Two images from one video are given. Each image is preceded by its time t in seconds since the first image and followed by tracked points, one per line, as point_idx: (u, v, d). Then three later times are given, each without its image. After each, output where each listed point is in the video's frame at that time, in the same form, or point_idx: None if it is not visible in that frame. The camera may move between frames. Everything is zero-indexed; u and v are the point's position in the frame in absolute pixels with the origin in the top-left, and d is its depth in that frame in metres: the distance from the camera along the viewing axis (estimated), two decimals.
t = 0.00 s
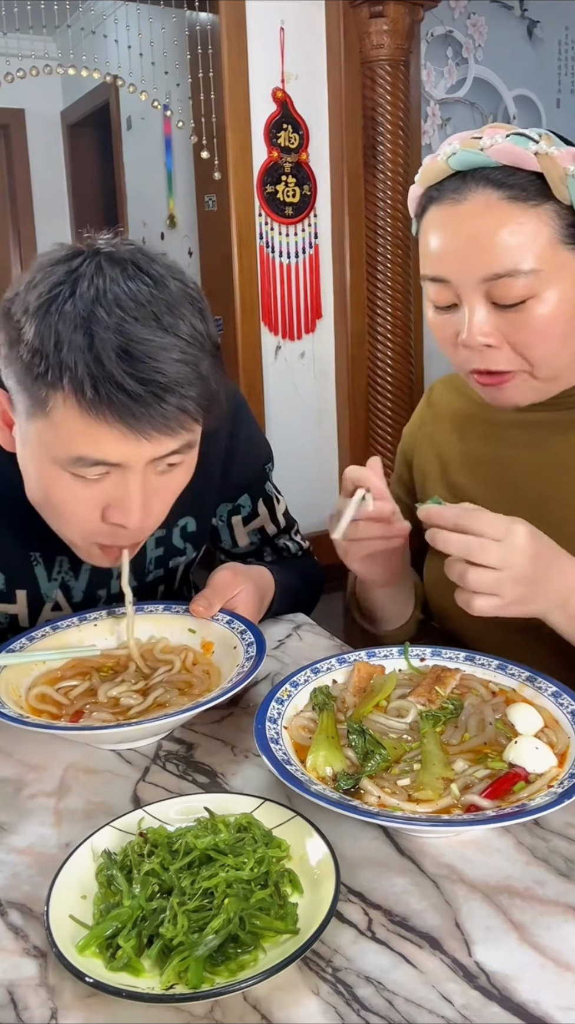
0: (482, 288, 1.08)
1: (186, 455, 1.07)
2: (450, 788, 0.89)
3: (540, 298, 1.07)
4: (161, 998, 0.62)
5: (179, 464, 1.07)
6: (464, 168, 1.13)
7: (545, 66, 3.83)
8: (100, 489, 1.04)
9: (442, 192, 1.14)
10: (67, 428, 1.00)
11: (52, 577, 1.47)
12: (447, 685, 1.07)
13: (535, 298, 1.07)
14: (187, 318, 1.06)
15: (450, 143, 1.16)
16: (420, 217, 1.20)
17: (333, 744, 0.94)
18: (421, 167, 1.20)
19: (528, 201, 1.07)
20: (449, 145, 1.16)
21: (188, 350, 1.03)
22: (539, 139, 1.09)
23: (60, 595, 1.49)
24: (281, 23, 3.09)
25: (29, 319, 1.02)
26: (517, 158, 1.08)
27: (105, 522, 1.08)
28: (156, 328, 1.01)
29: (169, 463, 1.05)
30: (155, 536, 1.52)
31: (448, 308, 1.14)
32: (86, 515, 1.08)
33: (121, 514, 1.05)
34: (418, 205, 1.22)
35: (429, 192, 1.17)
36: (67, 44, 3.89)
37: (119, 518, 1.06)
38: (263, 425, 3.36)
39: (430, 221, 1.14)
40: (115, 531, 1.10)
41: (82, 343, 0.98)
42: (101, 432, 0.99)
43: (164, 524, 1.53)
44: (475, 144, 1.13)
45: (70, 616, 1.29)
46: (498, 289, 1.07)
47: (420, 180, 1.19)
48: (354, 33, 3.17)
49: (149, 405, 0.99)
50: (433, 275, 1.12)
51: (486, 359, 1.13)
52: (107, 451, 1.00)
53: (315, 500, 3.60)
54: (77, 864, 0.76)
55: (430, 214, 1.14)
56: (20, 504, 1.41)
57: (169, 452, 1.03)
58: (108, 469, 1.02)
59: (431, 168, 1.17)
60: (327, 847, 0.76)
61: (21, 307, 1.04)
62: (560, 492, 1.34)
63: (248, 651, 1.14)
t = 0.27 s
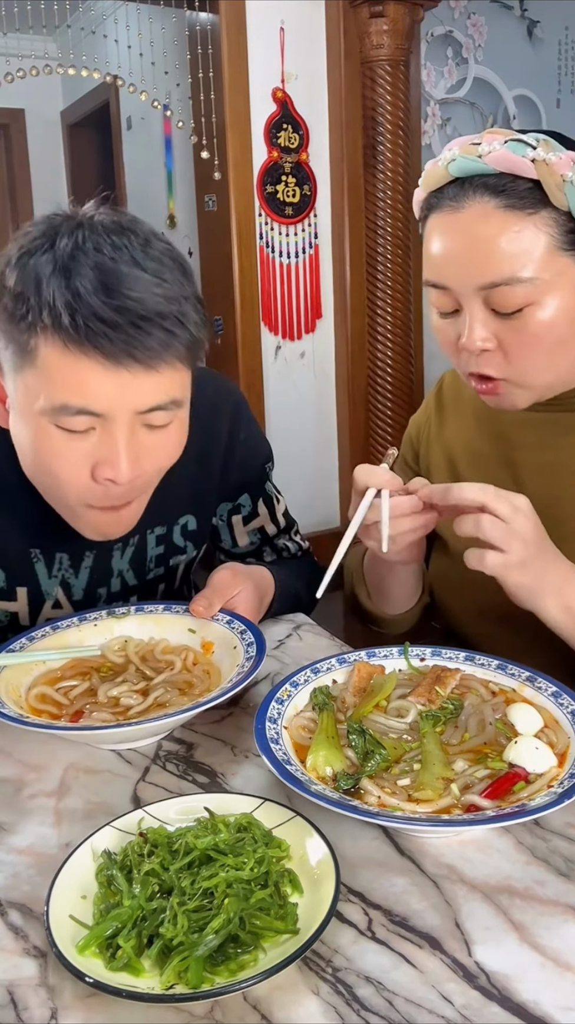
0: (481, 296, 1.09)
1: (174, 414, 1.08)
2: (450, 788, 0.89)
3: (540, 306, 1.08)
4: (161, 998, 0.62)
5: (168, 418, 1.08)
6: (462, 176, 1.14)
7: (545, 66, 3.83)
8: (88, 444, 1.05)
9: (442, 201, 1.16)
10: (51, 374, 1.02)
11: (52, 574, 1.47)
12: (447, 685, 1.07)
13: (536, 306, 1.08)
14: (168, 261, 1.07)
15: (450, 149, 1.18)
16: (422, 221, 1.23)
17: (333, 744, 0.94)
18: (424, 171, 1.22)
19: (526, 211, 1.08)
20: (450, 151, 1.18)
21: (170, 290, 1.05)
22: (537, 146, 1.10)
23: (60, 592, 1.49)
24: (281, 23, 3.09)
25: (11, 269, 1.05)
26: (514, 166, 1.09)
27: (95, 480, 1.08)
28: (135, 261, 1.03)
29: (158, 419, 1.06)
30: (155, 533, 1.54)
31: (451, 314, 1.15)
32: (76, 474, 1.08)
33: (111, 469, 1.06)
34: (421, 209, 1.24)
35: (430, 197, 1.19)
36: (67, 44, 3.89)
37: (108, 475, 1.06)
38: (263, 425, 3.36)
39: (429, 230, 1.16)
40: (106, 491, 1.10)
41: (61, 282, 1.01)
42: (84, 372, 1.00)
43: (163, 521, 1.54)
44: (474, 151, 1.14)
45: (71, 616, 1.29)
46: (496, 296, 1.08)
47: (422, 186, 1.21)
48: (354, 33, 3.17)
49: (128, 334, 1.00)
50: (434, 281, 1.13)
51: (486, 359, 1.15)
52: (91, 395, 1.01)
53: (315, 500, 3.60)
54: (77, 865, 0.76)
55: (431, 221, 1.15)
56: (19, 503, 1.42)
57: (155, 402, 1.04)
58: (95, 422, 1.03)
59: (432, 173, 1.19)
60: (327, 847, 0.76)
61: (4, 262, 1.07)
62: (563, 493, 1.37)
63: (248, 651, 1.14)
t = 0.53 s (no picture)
0: (495, 294, 1.08)
1: (151, 349, 1.19)
2: (450, 788, 0.89)
3: (555, 303, 1.07)
4: (161, 998, 0.62)
5: (145, 352, 1.18)
6: (477, 172, 1.13)
7: (545, 66, 3.83)
8: (69, 377, 1.15)
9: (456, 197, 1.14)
10: (29, 309, 1.13)
11: (51, 564, 1.48)
12: (447, 685, 1.07)
13: (550, 303, 1.07)
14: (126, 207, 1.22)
15: (464, 144, 1.17)
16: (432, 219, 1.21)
17: (333, 744, 0.94)
18: (435, 167, 1.20)
19: (542, 208, 1.07)
20: (462, 146, 1.16)
21: (129, 224, 1.19)
22: (554, 141, 1.08)
23: (59, 585, 1.49)
24: (281, 23, 3.09)
25: None
26: (529, 163, 1.08)
27: (79, 417, 1.17)
28: (96, 201, 1.19)
29: (134, 351, 1.17)
30: (152, 525, 1.55)
31: (461, 312, 1.15)
32: (61, 413, 1.17)
33: (92, 402, 1.15)
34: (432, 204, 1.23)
35: (442, 193, 1.18)
36: (67, 44, 3.89)
37: (89, 408, 1.16)
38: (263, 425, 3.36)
39: (441, 227, 1.15)
40: (89, 428, 1.19)
41: (30, 223, 1.15)
42: (58, 297, 1.12)
43: (160, 513, 1.55)
44: (488, 147, 1.12)
45: (70, 616, 1.29)
46: (512, 294, 1.07)
47: (433, 181, 1.20)
48: (354, 33, 3.17)
49: (94, 254, 1.13)
50: (445, 279, 1.13)
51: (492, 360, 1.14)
52: (67, 321, 1.12)
53: (315, 500, 3.60)
54: (77, 866, 0.76)
55: (444, 218, 1.14)
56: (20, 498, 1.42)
57: (129, 333, 1.15)
58: (74, 353, 1.13)
59: (445, 170, 1.17)
60: (327, 848, 0.76)
61: None
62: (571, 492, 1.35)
63: (248, 651, 1.14)
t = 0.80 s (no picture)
0: (521, 302, 1.02)
1: (139, 321, 1.19)
2: (450, 787, 0.89)
3: None
4: (161, 998, 0.62)
5: (134, 326, 1.18)
6: (498, 177, 1.07)
7: (546, 66, 3.83)
8: (58, 352, 1.15)
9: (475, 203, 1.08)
10: (16, 283, 1.14)
11: (49, 561, 1.48)
12: (447, 685, 1.07)
13: None
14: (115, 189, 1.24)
15: (482, 149, 1.10)
16: (451, 226, 1.14)
17: (333, 745, 0.94)
18: (452, 171, 1.13)
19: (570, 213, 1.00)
20: (481, 151, 1.10)
21: (114, 201, 1.21)
22: None
23: (57, 581, 1.49)
24: (281, 23, 3.09)
25: None
26: (553, 167, 1.02)
27: (67, 389, 1.17)
28: (80, 178, 1.22)
29: (122, 324, 1.17)
30: (149, 518, 1.55)
31: (484, 321, 1.08)
32: (49, 386, 1.17)
33: (80, 375, 1.15)
34: (449, 214, 1.16)
35: (461, 199, 1.11)
36: (67, 44, 3.89)
37: (78, 380, 1.15)
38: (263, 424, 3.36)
39: (460, 232, 1.08)
40: (80, 399, 1.19)
41: (16, 202, 1.18)
42: (42, 267, 1.13)
43: (156, 508, 1.56)
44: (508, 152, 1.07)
45: (70, 616, 1.29)
46: (540, 301, 1.00)
47: (449, 188, 1.13)
48: (354, 33, 3.17)
49: (76, 224, 1.15)
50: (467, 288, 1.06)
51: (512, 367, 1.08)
52: (53, 293, 1.13)
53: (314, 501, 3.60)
54: (77, 866, 0.76)
55: (464, 224, 1.07)
56: (20, 496, 1.44)
57: (115, 304, 1.15)
58: (62, 325, 1.13)
59: (462, 174, 1.11)
60: (327, 847, 0.76)
61: None
62: None
63: (248, 650, 1.14)
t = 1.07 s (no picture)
0: (550, 277, 1.00)
1: (138, 319, 1.19)
2: (450, 788, 0.89)
3: None
4: (161, 998, 0.62)
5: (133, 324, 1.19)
6: (541, 147, 1.04)
7: (546, 66, 3.83)
8: (57, 349, 1.15)
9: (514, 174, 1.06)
10: (14, 281, 1.14)
11: (48, 562, 1.48)
12: (447, 685, 1.07)
13: None
14: (115, 187, 1.24)
15: (527, 120, 1.08)
16: (487, 197, 1.12)
17: (333, 744, 0.94)
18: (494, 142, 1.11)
19: None
20: (526, 122, 1.07)
21: (113, 199, 1.21)
22: None
23: (57, 582, 1.49)
24: (281, 23, 3.09)
25: None
26: None
27: (66, 388, 1.17)
28: (79, 176, 1.22)
29: (122, 322, 1.17)
30: (148, 518, 1.55)
31: (510, 295, 1.06)
32: (47, 384, 1.17)
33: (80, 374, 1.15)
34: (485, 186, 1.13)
35: (501, 169, 1.09)
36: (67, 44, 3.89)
37: (77, 378, 1.15)
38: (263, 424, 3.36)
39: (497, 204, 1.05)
40: (78, 397, 1.19)
41: (15, 201, 1.18)
42: (40, 266, 1.13)
43: (155, 507, 1.56)
44: (555, 122, 1.04)
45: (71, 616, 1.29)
46: (568, 279, 0.99)
47: (490, 159, 1.10)
48: (354, 33, 3.17)
49: (75, 221, 1.15)
50: (495, 259, 1.05)
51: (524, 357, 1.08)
52: (52, 291, 1.13)
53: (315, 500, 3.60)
54: (77, 866, 0.76)
55: (502, 194, 1.05)
56: (19, 495, 1.44)
57: (114, 302, 1.15)
58: (60, 322, 1.13)
59: (504, 144, 1.08)
60: (327, 847, 0.76)
61: None
62: None
63: (248, 651, 1.14)
